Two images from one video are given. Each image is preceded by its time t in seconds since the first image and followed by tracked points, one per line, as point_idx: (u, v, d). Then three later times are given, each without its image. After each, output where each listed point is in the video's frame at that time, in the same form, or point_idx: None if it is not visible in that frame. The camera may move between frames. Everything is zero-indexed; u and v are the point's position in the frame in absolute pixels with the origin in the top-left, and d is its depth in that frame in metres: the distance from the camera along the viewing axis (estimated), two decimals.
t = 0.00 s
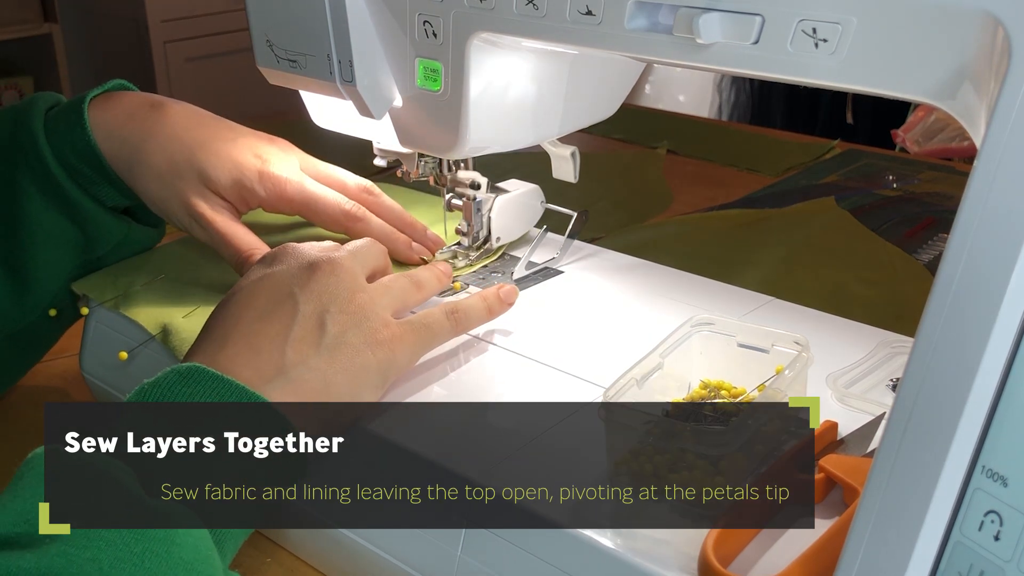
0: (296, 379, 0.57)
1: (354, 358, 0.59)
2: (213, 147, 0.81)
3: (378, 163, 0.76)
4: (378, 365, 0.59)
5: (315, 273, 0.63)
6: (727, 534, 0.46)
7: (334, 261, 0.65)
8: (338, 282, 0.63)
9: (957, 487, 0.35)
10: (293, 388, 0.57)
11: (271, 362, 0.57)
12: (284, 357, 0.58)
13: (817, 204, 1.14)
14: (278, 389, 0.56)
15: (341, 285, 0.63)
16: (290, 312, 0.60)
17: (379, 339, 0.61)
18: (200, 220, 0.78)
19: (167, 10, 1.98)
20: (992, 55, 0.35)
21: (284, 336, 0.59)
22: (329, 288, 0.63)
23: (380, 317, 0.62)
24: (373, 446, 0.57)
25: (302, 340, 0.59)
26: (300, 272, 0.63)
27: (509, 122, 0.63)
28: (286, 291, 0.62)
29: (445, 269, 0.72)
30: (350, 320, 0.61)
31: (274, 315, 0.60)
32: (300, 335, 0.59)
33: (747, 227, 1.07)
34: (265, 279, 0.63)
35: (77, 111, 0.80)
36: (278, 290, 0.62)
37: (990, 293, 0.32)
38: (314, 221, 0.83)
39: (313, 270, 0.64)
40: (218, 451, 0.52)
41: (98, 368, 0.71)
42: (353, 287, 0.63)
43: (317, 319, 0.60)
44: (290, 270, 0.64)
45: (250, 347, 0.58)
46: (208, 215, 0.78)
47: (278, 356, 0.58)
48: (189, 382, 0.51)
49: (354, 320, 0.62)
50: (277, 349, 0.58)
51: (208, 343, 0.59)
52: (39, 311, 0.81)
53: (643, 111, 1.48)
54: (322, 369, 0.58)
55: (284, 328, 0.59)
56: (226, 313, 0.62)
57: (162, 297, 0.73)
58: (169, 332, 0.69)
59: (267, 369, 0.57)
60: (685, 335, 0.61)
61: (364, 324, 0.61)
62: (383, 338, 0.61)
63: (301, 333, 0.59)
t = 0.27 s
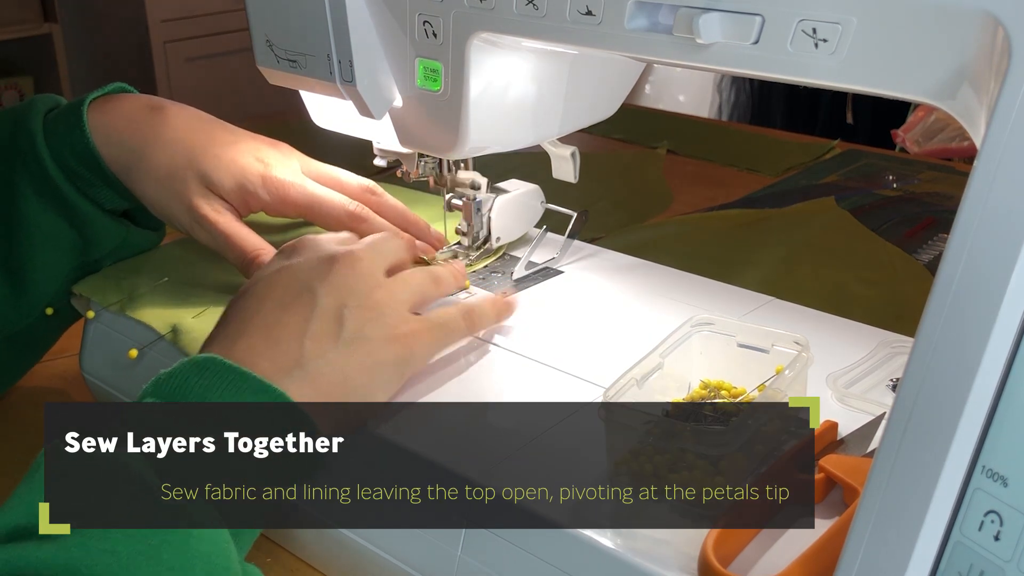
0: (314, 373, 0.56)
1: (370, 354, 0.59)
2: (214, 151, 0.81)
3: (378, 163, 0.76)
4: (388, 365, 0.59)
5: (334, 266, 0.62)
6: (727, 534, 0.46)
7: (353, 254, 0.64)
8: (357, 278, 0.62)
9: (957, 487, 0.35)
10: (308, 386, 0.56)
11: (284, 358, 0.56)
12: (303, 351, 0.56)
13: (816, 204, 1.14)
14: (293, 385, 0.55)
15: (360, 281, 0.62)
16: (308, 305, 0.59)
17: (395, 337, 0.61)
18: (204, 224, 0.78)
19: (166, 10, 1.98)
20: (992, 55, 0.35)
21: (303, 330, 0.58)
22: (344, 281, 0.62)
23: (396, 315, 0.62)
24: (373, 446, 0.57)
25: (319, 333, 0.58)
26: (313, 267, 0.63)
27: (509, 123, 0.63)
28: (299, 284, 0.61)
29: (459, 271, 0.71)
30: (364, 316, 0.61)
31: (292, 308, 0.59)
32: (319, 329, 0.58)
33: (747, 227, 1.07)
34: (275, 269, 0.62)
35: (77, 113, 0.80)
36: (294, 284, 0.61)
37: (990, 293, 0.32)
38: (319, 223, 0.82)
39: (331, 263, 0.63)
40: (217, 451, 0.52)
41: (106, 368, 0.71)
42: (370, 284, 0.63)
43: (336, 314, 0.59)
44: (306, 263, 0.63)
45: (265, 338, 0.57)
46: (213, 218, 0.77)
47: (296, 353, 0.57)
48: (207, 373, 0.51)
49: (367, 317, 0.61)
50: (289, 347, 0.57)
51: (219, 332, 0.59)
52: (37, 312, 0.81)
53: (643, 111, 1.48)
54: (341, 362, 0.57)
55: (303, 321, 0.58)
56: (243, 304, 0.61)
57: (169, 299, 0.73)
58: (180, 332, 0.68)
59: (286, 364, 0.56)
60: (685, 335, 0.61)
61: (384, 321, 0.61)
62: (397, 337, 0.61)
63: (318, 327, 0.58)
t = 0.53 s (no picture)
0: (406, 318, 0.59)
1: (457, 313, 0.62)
2: (215, 151, 0.81)
3: (378, 163, 0.76)
4: (464, 323, 0.61)
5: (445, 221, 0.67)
6: (727, 534, 0.46)
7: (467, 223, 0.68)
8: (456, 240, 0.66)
9: (956, 486, 0.35)
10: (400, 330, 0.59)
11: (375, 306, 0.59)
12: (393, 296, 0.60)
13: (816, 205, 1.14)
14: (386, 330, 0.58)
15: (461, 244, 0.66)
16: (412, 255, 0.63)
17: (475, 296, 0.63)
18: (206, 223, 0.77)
19: (167, 10, 1.98)
20: (992, 55, 0.35)
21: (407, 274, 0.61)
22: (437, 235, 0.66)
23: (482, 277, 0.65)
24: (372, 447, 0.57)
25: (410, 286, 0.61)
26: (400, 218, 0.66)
27: (509, 122, 0.63)
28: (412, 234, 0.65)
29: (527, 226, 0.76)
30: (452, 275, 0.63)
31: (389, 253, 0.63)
32: (419, 275, 0.62)
33: (748, 227, 1.07)
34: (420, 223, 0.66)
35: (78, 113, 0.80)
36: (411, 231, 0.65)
37: (991, 291, 0.32)
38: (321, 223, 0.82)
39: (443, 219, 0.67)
40: (218, 451, 0.52)
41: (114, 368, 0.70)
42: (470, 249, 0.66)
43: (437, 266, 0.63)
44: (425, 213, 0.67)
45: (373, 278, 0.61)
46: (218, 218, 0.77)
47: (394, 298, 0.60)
48: (310, 317, 0.55)
49: (455, 277, 0.63)
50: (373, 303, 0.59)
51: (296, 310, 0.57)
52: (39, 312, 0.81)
53: (643, 111, 1.48)
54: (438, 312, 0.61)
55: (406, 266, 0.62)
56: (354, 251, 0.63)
57: (175, 297, 0.73)
58: (188, 329, 0.68)
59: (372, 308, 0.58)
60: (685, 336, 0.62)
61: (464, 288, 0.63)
62: (480, 297, 0.63)
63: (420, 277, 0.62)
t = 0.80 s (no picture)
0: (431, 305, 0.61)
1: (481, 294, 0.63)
2: (204, 148, 0.81)
3: (378, 163, 0.76)
4: (485, 303, 0.63)
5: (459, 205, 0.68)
6: (726, 534, 0.46)
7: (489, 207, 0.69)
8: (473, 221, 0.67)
9: (956, 486, 0.35)
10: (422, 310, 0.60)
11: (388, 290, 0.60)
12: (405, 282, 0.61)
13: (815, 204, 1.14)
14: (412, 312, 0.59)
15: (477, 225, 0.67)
16: (428, 238, 0.64)
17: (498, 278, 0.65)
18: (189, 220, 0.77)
19: (167, 10, 1.99)
20: (993, 55, 0.35)
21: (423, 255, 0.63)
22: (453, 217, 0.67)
23: (502, 257, 0.66)
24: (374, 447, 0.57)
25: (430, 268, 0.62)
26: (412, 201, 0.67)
27: (509, 122, 0.63)
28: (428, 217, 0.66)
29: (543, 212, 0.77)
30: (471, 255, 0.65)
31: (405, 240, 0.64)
32: (433, 256, 0.63)
33: (748, 228, 1.07)
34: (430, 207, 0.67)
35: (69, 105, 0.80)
36: (426, 216, 0.66)
37: (991, 291, 0.32)
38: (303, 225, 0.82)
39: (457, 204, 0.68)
40: (218, 451, 0.52)
41: (116, 369, 0.70)
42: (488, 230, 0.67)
43: (449, 246, 0.64)
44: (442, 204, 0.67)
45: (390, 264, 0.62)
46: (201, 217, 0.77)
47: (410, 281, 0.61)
48: (325, 303, 0.57)
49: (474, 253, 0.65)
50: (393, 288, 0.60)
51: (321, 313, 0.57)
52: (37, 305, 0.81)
53: (642, 111, 1.48)
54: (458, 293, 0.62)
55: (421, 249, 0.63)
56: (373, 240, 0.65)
57: (175, 297, 0.73)
58: (188, 329, 0.67)
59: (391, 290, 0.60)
60: (685, 335, 0.62)
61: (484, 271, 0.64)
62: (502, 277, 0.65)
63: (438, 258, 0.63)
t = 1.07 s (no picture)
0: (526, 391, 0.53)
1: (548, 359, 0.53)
2: (192, 161, 0.80)
3: (378, 163, 0.76)
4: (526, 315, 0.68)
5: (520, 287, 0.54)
6: (727, 534, 0.46)
7: (556, 261, 0.55)
8: (544, 286, 0.54)
9: (956, 487, 0.35)
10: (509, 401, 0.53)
11: (472, 386, 0.53)
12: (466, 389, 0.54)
13: (816, 204, 1.13)
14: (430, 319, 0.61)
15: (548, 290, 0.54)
16: (455, 338, 0.55)
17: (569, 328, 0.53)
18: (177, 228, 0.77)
19: (167, 10, 1.99)
20: (993, 54, 0.35)
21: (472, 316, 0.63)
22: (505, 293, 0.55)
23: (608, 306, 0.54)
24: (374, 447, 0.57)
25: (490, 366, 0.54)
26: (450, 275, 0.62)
27: (509, 123, 0.63)
28: (476, 305, 0.56)
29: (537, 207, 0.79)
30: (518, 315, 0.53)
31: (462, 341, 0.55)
32: (461, 380, 0.54)
33: (748, 228, 1.07)
34: (481, 288, 0.58)
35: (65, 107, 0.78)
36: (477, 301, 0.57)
37: (991, 291, 0.32)
38: (293, 242, 0.82)
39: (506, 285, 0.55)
40: (217, 451, 0.59)
41: (121, 373, 0.69)
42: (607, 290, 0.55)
43: (495, 343, 0.54)
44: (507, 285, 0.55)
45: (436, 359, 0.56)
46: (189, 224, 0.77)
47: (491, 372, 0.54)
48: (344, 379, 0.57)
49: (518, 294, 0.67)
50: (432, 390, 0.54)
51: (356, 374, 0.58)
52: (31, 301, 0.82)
53: (642, 111, 1.48)
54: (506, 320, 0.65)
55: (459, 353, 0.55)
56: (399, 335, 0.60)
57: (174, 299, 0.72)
58: (188, 330, 0.67)
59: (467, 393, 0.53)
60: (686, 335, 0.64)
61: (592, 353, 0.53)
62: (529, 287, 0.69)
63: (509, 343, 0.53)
